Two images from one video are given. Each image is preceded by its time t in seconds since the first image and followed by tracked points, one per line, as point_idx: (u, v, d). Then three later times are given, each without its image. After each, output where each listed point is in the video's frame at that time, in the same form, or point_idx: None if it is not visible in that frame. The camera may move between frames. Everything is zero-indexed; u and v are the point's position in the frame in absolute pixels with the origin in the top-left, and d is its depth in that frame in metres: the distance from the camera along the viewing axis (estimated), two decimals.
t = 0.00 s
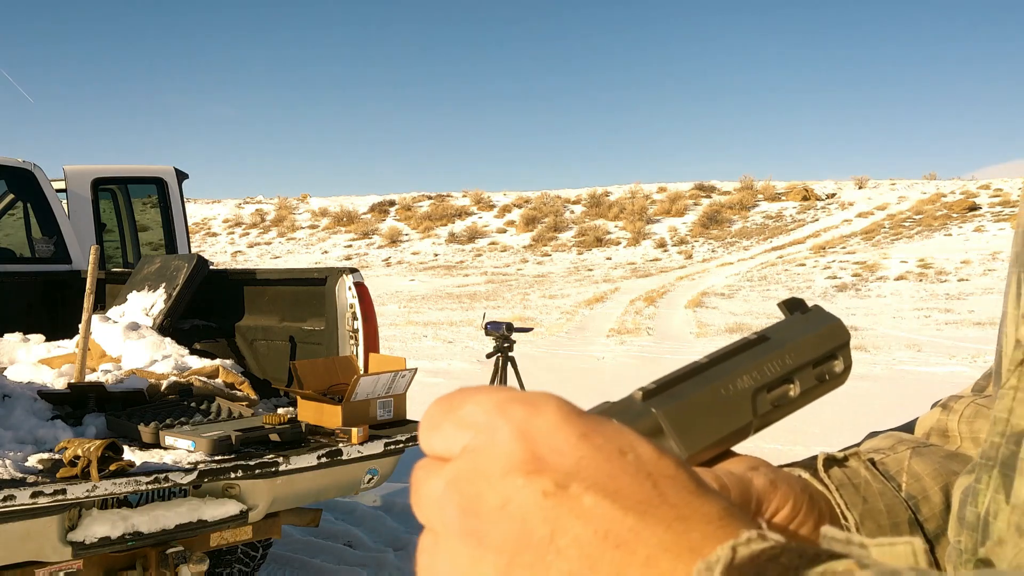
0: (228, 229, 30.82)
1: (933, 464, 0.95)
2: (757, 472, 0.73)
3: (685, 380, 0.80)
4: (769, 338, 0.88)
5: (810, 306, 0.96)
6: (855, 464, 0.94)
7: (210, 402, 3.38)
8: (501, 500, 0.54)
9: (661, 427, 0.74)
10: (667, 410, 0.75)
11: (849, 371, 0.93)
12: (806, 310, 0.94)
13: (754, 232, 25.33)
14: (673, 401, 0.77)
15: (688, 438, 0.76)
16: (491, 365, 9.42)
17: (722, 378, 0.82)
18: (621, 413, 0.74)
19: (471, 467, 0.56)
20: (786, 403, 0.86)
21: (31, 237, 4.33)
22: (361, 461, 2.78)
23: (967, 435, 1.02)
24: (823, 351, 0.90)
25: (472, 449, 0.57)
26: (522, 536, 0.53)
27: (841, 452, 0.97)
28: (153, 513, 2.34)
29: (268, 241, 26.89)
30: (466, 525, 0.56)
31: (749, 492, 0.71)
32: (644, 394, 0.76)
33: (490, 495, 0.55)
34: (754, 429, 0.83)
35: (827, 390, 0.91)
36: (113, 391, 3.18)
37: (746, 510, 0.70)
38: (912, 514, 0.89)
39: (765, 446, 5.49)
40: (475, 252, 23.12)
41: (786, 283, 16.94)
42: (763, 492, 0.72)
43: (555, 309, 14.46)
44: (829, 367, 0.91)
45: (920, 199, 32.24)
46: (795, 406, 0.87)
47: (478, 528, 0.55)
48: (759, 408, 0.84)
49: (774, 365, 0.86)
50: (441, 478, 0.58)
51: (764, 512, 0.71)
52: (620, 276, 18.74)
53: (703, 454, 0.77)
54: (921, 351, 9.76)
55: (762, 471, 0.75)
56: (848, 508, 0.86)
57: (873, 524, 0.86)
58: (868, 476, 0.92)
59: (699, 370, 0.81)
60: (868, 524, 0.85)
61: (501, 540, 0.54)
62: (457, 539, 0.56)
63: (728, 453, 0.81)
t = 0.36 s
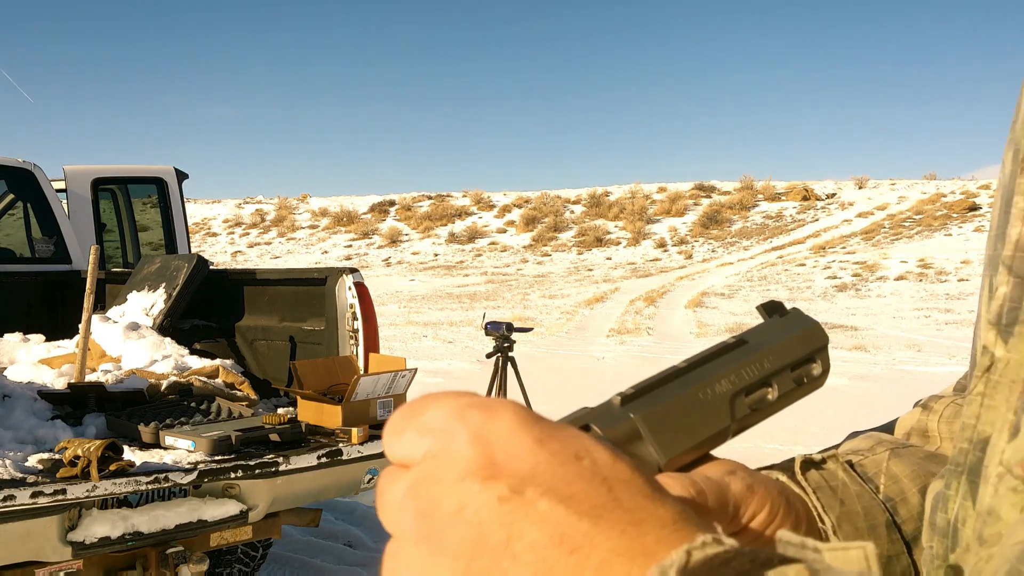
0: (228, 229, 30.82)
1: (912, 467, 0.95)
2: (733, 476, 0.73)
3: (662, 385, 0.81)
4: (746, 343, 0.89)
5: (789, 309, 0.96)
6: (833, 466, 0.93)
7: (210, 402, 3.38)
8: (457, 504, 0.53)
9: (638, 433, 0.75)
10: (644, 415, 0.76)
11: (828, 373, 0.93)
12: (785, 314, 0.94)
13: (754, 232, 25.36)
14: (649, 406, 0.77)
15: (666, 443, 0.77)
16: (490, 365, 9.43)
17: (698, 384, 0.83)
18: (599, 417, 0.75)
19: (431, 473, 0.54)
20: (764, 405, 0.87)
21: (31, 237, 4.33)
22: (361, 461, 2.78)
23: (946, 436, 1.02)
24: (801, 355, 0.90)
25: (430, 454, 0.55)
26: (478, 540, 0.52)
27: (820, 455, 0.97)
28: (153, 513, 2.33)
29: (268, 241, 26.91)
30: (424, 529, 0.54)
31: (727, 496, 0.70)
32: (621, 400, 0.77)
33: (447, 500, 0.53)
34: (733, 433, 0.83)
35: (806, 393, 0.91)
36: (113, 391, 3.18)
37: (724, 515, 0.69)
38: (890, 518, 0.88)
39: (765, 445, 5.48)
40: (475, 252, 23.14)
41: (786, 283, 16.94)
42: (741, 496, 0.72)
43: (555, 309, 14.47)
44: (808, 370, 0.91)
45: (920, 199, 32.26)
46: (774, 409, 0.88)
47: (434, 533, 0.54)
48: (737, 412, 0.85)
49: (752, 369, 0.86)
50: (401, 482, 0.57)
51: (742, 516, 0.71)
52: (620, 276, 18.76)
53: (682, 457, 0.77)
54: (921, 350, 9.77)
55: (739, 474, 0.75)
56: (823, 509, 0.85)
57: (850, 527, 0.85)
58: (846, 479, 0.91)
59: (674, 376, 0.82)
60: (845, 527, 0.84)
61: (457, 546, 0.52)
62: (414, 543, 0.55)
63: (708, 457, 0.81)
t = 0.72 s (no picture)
0: (229, 229, 30.82)
1: (890, 466, 0.95)
2: (711, 479, 0.74)
3: (641, 387, 0.82)
4: (726, 344, 0.89)
5: (770, 310, 0.96)
6: (811, 468, 0.94)
7: (210, 402, 3.38)
8: (417, 495, 0.53)
9: (617, 435, 0.76)
10: (622, 419, 0.77)
11: (807, 374, 0.93)
12: (765, 314, 0.94)
13: (754, 232, 25.37)
14: (628, 409, 0.78)
15: (644, 446, 0.77)
16: (490, 365, 9.43)
17: (677, 387, 0.83)
18: (579, 421, 0.76)
19: (393, 466, 0.55)
20: (744, 408, 0.87)
21: (32, 237, 4.33)
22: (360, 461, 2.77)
23: (925, 436, 1.02)
24: (779, 357, 0.90)
25: (391, 449, 0.56)
26: (438, 527, 0.52)
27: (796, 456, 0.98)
28: (153, 513, 2.34)
29: (268, 241, 26.91)
30: (384, 521, 0.55)
31: (705, 498, 0.71)
32: (600, 402, 0.78)
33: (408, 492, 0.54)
34: (712, 435, 0.84)
35: (786, 394, 0.92)
36: (113, 391, 3.18)
37: (700, 517, 0.70)
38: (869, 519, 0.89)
39: (765, 445, 5.47)
40: (475, 252, 23.14)
41: (786, 283, 16.95)
42: (718, 499, 0.72)
43: (555, 310, 14.48)
44: (787, 371, 0.92)
45: (920, 198, 32.27)
46: (754, 410, 0.88)
47: (395, 525, 0.54)
48: (716, 414, 0.85)
49: (731, 371, 0.87)
50: (364, 479, 0.57)
51: (722, 517, 0.71)
52: (621, 277, 18.76)
53: (659, 461, 0.78)
54: (921, 351, 9.77)
55: (717, 478, 0.75)
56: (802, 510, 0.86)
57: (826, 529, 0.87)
58: (825, 481, 0.92)
59: (654, 379, 0.82)
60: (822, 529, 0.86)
61: (417, 536, 0.53)
62: (377, 537, 0.55)
63: (687, 460, 0.82)
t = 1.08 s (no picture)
0: (229, 229, 30.82)
1: (883, 465, 0.95)
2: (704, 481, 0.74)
3: (638, 386, 0.82)
4: (724, 342, 0.89)
5: (769, 307, 0.96)
6: (803, 466, 0.95)
7: (210, 402, 3.38)
8: (404, 473, 0.56)
9: (612, 435, 0.77)
10: (618, 418, 0.78)
11: (804, 372, 0.93)
12: (765, 311, 0.94)
13: (754, 232, 25.39)
14: (624, 408, 0.79)
15: (640, 447, 0.78)
16: (490, 365, 9.43)
17: (674, 386, 0.83)
18: (574, 420, 0.76)
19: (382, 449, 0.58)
20: (740, 406, 0.87)
21: (32, 237, 4.33)
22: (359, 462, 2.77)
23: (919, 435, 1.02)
24: (776, 357, 0.90)
25: (380, 432, 0.59)
26: (421, 503, 0.55)
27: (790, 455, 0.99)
28: (153, 513, 2.34)
29: (268, 241, 26.92)
30: (371, 503, 0.57)
31: (698, 499, 0.71)
32: (596, 401, 0.78)
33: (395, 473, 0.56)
34: (707, 434, 0.85)
35: (783, 392, 0.92)
36: (113, 391, 3.18)
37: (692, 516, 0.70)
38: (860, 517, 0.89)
39: (765, 445, 5.46)
40: (475, 252, 23.15)
41: (786, 283, 16.95)
42: (712, 500, 0.72)
43: (555, 309, 14.48)
44: (785, 370, 0.92)
45: (920, 199, 32.26)
46: (750, 409, 0.89)
47: (383, 506, 0.56)
48: (712, 414, 0.86)
49: (729, 370, 0.87)
50: (352, 463, 0.60)
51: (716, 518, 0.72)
52: (621, 276, 18.77)
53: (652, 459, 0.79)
54: (921, 351, 9.77)
55: (710, 479, 0.76)
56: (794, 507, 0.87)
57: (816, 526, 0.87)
58: (818, 479, 0.93)
59: (650, 378, 0.83)
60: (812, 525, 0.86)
61: (403, 513, 0.55)
62: (365, 517, 0.58)
63: (683, 459, 0.83)
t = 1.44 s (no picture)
0: (228, 229, 30.82)
1: (880, 469, 0.96)
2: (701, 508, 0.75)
3: (636, 400, 0.82)
4: (724, 347, 0.88)
5: (769, 307, 0.95)
6: (801, 474, 0.96)
7: (210, 402, 3.38)
8: (449, 444, 0.56)
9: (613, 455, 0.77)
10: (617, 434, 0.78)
11: (806, 374, 0.93)
12: (765, 313, 0.92)
13: (754, 232, 25.37)
14: (622, 424, 0.79)
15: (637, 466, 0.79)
16: (489, 365, 9.43)
17: (672, 399, 0.84)
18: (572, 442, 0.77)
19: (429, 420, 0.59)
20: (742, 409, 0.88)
21: (31, 237, 4.33)
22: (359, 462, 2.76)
23: (918, 439, 1.01)
24: (778, 359, 0.90)
25: (425, 410, 0.60)
26: (464, 478, 0.55)
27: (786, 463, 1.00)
28: (153, 513, 2.34)
29: (268, 241, 26.91)
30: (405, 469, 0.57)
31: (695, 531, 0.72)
32: (595, 419, 0.78)
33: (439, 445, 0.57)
34: (705, 447, 0.86)
35: (782, 395, 0.92)
36: (113, 391, 3.18)
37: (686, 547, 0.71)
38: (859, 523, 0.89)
39: (765, 446, 5.46)
40: (475, 252, 23.14)
41: (786, 283, 16.93)
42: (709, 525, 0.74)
43: (555, 310, 14.48)
44: (785, 373, 0.92)
45: (920, 198, 32.23)
46: (749, 416, 0.89)
47: (423, 465, 0.56)
48: (712, 424, 0.87)
49: (729, 378, 0.87)
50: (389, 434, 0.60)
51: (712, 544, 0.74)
52: (620, 276, 18.76)
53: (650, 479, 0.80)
54: (921, 351, 9.76)
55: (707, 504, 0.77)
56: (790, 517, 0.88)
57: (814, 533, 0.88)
58: (815, 486, 0.94)
59: (648, 392, 0.83)
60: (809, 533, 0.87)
61: (444, 481, 0.55)
62: (394, 486, 0.57)
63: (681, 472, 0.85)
